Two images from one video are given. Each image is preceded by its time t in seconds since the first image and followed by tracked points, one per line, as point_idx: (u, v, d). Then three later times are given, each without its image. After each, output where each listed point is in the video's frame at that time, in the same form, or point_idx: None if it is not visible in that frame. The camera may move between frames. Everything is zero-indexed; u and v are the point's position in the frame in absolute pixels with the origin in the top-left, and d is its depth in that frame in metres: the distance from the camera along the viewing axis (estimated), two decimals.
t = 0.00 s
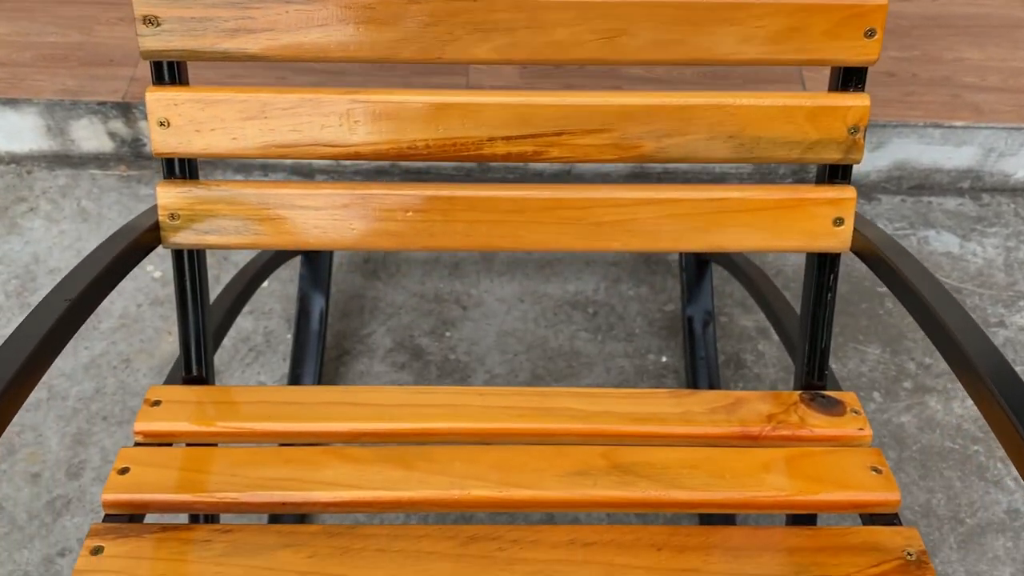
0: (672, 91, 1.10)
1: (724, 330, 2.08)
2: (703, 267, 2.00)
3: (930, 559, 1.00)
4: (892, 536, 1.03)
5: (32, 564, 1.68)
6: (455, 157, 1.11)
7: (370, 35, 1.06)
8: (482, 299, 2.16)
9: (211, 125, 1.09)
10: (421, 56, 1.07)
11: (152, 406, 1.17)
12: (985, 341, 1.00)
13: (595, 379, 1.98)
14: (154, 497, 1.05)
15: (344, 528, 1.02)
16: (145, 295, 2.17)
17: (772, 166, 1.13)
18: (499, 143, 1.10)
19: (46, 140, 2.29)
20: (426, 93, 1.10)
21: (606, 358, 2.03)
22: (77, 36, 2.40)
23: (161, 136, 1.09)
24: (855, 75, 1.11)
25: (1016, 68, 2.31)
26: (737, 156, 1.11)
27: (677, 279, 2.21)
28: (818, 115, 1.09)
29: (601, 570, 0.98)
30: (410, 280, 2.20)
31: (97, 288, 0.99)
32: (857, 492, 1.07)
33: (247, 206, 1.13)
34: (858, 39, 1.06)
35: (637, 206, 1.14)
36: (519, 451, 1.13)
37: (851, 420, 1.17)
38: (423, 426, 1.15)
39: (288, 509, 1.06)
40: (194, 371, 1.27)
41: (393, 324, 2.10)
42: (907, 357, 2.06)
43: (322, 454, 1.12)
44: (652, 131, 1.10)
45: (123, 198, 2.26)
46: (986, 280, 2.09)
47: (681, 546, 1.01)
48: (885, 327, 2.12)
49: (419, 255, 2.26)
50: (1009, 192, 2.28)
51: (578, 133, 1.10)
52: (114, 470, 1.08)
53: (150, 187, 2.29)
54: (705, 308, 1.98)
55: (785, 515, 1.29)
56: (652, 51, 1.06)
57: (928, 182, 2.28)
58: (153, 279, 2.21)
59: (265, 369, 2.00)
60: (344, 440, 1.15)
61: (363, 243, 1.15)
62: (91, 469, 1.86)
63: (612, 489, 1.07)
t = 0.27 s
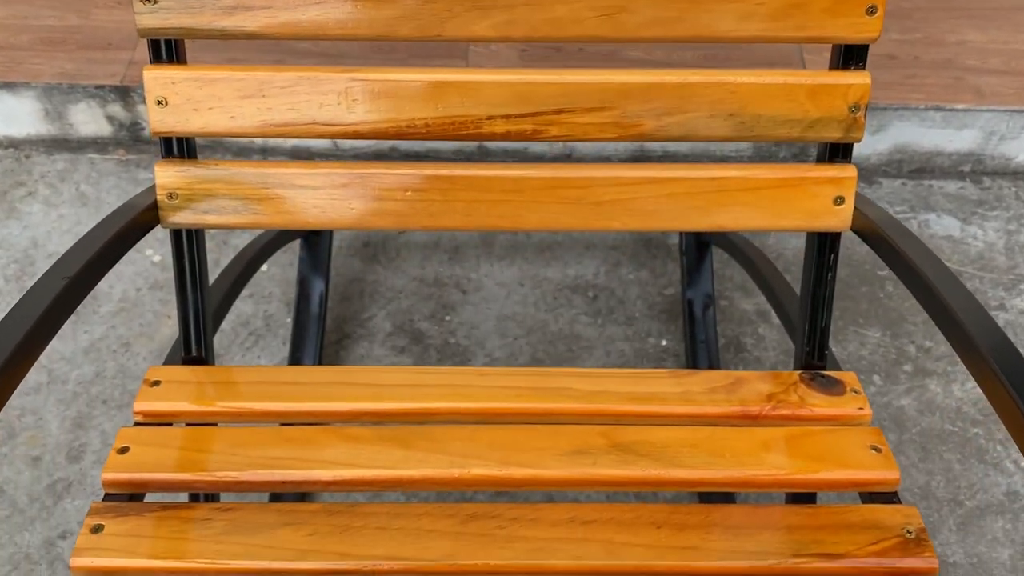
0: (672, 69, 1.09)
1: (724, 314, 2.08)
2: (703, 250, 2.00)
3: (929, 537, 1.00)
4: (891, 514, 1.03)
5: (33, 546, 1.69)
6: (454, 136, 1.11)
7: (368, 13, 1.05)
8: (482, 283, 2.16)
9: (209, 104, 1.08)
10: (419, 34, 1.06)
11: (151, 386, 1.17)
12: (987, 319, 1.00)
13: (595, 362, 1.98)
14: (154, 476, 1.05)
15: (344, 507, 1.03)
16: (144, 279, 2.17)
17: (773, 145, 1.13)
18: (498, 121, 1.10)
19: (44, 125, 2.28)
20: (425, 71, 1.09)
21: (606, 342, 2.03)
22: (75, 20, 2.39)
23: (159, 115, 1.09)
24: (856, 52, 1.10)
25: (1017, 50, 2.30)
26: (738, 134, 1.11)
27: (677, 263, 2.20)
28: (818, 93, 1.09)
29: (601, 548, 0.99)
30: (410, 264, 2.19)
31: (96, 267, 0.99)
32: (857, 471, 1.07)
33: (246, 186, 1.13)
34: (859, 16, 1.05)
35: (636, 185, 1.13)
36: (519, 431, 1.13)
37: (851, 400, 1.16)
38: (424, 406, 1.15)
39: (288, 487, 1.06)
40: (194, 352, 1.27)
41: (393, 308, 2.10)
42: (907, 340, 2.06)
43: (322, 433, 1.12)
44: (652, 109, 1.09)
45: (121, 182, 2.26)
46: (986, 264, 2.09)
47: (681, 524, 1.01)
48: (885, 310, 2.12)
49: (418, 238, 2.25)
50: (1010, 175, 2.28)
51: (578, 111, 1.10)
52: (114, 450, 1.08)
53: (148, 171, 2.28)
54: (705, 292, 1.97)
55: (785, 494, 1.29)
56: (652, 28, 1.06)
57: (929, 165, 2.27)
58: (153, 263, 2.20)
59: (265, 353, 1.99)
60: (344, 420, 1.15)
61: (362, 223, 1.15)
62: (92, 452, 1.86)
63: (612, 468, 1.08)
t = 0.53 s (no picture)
0: (671, 42, 1.08)
1: (724, 295, 2.08)
2: (703, 231, 1.99)
3: (929, 511, 1.00)
4: (891, 489, 1.03)
5: (33, 527, 1.70)
6: (452, 110, 1.10)
7: None
8: (481, 265, 2.15)
9: (205, 78, 1.07)
10: (416, 6, 1.06)
11: (149, 362, 1.16)
12: (988, 290, 0.99)
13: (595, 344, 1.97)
14: (152, 452, 1.05)
15: (342, 482, 1.03)
16: (142, 261, 2.16)
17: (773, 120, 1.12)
18: (496, 95, 1.09)
19: (41, 106, 2.27)
20: (422, 44, 1.08)
21: (606, 323, 2.02)
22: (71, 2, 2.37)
23: (154, 90, 1.08)
24: (857, 25, 1.09)
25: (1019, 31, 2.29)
26: (737, 108, 1.10)
27: (677, 244, 2.19)
28: (819, 66, 1.08)
29: (599, 522, 0.99)
30: (409, 246, 2.18)
31: (90, 241, 0.98)
32: (857, 446, 1.07)
33: (243, 161, 1.12)
34: None
35: (636, 160, 1.12)
36: (518, 406, 1.12)
37: (851, 376, 1.16)
38: (423, 381, 1.15)
39: (286, 463, 1.06)
40: (191, 329, 1.27)
41: (391, 290, 2.09)
42: (907, 321, 2.06)
43: (320, 409, 1.12)
44: (651, 83, 1.09)
45: (119, 164, 2.25)
46: (987, 245, 2.08)
47: (679, 498, 1.01)
48: (886, 291, 2.11)
49: (417, 220, 2.24)
50: (1011, 156, 2.27)
51: (577, 85, 1.09)
52: (112, 425, 1.08)
53: (146, 153, 2.27)
54: (705, 273, 1.97)
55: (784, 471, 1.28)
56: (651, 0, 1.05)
57: (929, 146, 2.26)
58: (151, 245, 2.20)
59: (264, 334, 1.99)
60: (342, 397, 1.15)
61: (360, 198, 1.14)
62: (91, 433, 1.87)
63: (611, 444, 1.07)
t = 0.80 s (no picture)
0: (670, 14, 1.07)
1: (722, 276, 2.07)
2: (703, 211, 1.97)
3: (927, 484, 1.00)
4: (889, 462, 1.02)
5: (32, 507, 1.70)
6: (449, 83, 1.09)
7: None
8: (479, 246, 2.14)
9: (199, 50, 1.07)
10: None
11: (144, 338, 1.16)
12: (986, 260, 0.99)
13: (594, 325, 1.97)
14: (148, 426, 1.05)
15: (339, 455, 1.03)
16: (140, 243, 2.16)
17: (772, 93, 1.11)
18: (493, 67, 1.08)
19: (36, 88, 2.25)
20: (419, 16, 1.07)
21: (605, 304, 2.02)
22: None
23: (148, 62, 1.07)
24: None
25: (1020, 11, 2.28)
26: (736, 81, 1.09)
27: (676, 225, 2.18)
28: (818, 38, 1.07)
29: (595, 495, 0.99)
30: (407, 228, 2.17)
31: (84, 214, 0.98)
32: (855, 420, 1.07)
33: (238, 135, 1.11)
34: None
35: (634, 134, 1.12)
36: (515, 381, 1.12)
37: (849, 351, 1.16)
38: (420, 357, 1.15)
39: (282, 437, 1.06)
40: (186, 304, 1.27)
41: (389, 272, 2.08)
42: (906, 302, 2.05)
43: (317, 383, 1.11)
44: (649, 55, 1.08)
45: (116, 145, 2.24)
46: (987, 226, 2.07)
47: (677, 472, 1.01)
48: (885, 272, 2.11)
49: (415, 201, 2.23)
50: (1012, 137, 2.26)
51: (575, 57, 1.08)
52: (107, 400, 1.08)
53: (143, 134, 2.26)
54: (704, 254, 1.96)
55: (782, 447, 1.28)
56: None
57: (930, 127, 2.25)
58: (148, 227, 2.19)
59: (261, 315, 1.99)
60: (339, 372, 1.15)
61: (356, 172, 1.13)
62: (89, 414, 1.86)
63: (608, 418, 1.07)
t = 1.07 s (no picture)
0: None
1: (721, 257, 2.07)
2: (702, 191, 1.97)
3: (924, 457, 1.00)
4: (886, 436, 1.02)
5: (30, 487, 1.70)
6: (446, 55, 1.08)
7: None
8: (477, 228, 2.13)
9: (193, 23, 1.06)
10: None
11: (140, 313, 1.15)
12: (988, 234, 0.98)
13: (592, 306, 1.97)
14: (145, 400, 1.05)
15: (335, 429, 1.03)
16: (137, 223, 2.15)
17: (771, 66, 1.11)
18: (490, 40, 1.07)
19: (32, 69, 2.24)
20: None
21: (603, 285, 2.02)
22: None
23: (142, 35, 1.06)
24: None
25: None
26: (735, 54, 1.09)
27: (674, 206, 2.18)
28: (817, 11, 1.07)
29: (592, 468, 0.99)
30: (404, 209, 2.17)
31: (79, 186, 0.97)
32: (852, 394, 1.06)
33: (233, 109, 1.11)
34: None
35: (632, 107, 1.11)
36: (513, 356, 1.12)
37: (847, 326, 1.15)
38: (417, 332, 1.15)
39: (280, 412, 1.06)
40: (183, 282, 1.27)
41: (387, 253, 2.08)
42: (905, 282, 2.05)
43: (314, 358, 1.11)
44: (647, 27, 1.07)
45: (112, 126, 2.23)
46: (986, 206, 2.06)
47: (673, 445, 1.01)
48: (884, 253, 2.10)
49: (413, 182, 2.22)
50: (1012, 118, 2.25)
51: (572, 29, 1.07)
52: (103, 375, 1.07)
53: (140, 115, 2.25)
54: (702, 234, 1.95)
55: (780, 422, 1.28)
56: None
57: (929, 108, 2.24)
58: (145, 207, 2.18)
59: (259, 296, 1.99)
60: (336, 347, 1.14)
61: (353, 146, 1.13)
62: (87, 394, 1.87)
63: (605, 392, 1.07)
